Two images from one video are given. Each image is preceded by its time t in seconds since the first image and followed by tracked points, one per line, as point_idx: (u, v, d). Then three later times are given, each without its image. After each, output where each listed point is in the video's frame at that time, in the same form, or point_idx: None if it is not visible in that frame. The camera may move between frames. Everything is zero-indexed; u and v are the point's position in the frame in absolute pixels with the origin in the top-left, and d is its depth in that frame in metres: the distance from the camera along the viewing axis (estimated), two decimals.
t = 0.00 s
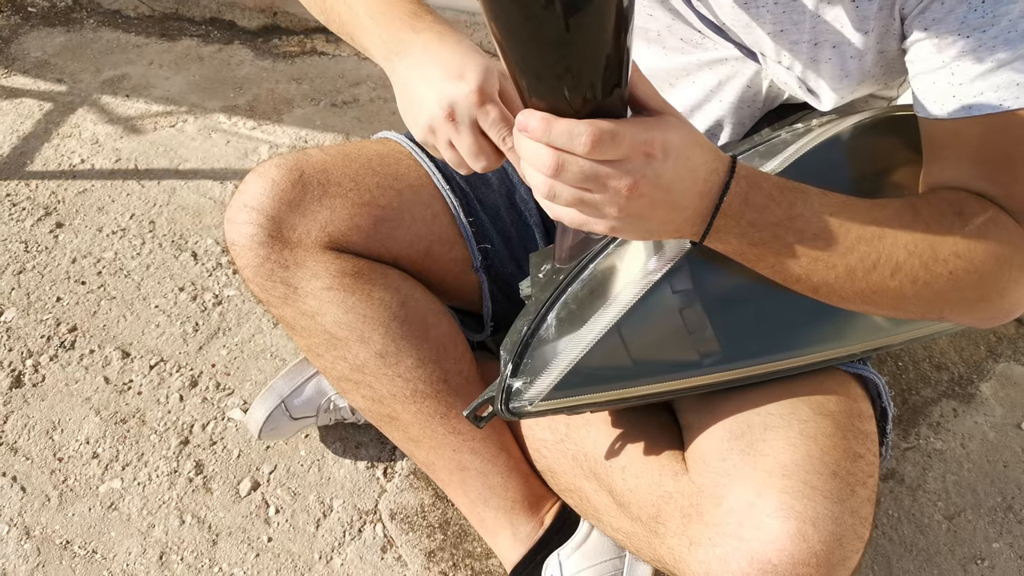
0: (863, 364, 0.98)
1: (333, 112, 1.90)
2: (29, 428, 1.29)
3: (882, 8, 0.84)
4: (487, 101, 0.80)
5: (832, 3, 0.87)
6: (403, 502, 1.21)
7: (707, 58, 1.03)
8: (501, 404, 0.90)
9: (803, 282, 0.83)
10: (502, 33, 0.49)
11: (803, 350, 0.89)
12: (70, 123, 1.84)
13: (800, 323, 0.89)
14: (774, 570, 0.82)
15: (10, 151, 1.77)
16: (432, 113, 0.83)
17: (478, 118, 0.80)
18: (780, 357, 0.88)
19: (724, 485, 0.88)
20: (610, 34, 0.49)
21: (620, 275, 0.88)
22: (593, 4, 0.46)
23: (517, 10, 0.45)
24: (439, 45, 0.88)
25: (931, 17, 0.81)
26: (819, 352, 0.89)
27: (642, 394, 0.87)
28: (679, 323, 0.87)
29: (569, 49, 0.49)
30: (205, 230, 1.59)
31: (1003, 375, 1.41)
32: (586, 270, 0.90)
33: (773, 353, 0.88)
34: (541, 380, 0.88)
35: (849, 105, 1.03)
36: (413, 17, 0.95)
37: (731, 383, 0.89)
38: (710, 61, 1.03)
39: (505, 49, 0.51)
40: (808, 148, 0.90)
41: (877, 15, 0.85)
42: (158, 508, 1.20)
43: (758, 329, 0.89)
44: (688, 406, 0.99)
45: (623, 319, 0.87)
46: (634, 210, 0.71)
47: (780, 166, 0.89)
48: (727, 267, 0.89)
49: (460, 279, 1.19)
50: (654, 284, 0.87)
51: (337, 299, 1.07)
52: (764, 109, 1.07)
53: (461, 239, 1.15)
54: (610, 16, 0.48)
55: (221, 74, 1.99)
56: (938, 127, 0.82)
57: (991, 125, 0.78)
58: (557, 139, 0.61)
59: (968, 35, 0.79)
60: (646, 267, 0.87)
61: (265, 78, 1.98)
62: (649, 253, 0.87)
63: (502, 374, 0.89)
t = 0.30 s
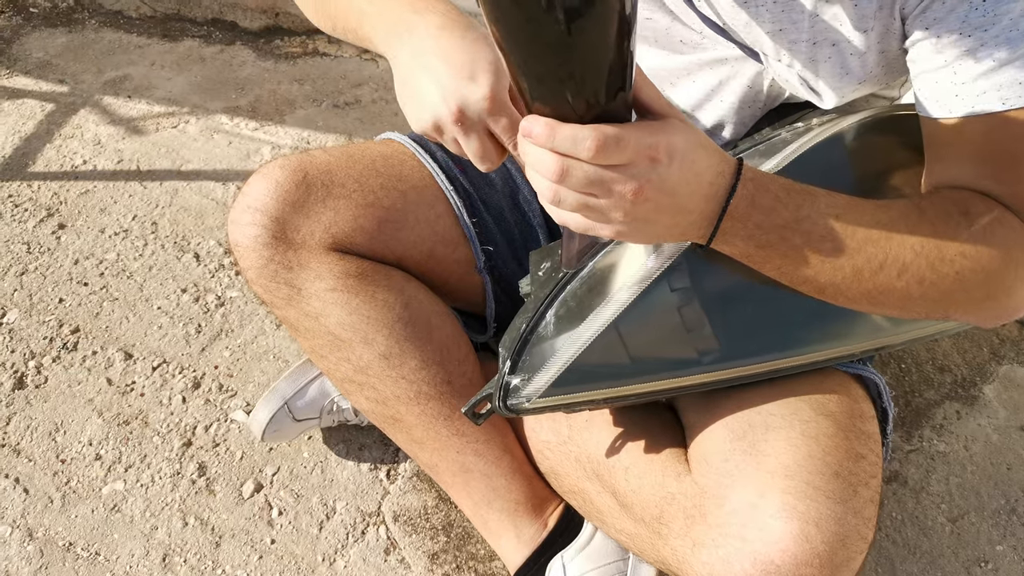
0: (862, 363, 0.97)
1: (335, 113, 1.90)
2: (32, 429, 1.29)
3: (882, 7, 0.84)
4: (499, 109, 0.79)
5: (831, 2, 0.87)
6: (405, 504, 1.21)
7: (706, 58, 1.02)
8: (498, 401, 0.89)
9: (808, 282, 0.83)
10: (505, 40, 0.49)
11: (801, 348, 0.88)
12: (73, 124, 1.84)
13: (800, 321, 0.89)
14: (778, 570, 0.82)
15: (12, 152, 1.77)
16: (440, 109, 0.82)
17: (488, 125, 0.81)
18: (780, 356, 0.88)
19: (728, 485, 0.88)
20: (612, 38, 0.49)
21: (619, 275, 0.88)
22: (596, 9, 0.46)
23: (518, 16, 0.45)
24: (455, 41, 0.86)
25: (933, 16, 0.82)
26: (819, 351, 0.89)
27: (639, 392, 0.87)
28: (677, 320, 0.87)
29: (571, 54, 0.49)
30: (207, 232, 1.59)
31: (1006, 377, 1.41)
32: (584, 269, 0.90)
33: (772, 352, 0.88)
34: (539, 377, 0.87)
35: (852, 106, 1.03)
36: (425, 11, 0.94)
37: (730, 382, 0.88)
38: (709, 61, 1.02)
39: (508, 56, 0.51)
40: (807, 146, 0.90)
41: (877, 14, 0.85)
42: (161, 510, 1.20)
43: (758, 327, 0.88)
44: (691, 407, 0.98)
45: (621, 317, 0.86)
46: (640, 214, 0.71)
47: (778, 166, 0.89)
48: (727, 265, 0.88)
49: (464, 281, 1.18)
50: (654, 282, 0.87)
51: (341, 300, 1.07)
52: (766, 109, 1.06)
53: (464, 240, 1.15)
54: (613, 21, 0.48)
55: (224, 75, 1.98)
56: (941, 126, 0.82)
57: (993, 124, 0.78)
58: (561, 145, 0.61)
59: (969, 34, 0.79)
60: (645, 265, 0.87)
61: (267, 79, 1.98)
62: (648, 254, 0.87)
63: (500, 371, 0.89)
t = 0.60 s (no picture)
0: (862, 366, 0.98)
1: (334, 113, 1.90)
2: (31, 431, 1.29)
3: (884, 9, 0.84)
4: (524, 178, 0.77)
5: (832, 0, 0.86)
6: (405, 505, 1.21)
7: (708, 59, 1.02)
8: (500, 402, 0.89)
9: (809, 278, 0.83)
10: (525, 26, 0.49)
11: (803, 351, 0.89)
12: (71, 124, 1.83)
13: (801, 324, 0.89)
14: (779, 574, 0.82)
15: (10, 152, 1.76)
16: (458, 178, 0.78)
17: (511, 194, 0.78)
18: (781, 360, 0.88)
19: (728, 489, 0.88)
20: (633, 21, 0.49)
21: (621, 276, 0.87)
22: None
23: None
24: (459, 90, 0.78)
25: (937, 19, 0.81)
26: (820, 354, 0.89)
27: (639, 394, 0.87)
28: (679, 322, 0.87)
29: (592, 36, 0.48)
30: (206, 233, 1.59)
31: (1005, 378, 1.41)
32: (586, 270, 0.88)
33: (774, 354, 0.88)
34: (541, 378, 0.87)
35: (851, 106, 1.03)
36: (413, 39, 0.86)
37: (730, 384, 0.88)
38: (711, 62, 1.02)
39: (525, 39, 0.51)
40: (811, 148, 0.90)
41: (879, 16, 0.84)
42: (160, 511, 1.19)
43: (760, 330, 0.88)
44: (691, 409, 0.98)
45: (623, 318, 0.86)
46: (647, 207, 0.71)
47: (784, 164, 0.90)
48: (729, 267, 0.88)
49: (461, 283, 1.18)
50: (654, 283, 0.87)
51: (339, 303, 1.06)
52: (768, 110, 1.07)
53: (462, 242, 1.15)
54: (635, 4, 0.48)
55: (222, 75, 1.98)
56: (947, 127, 0.82)
57: (997, 126, 0.78)
58: (576, 140, 0.60)
59: (973, 37, 0.78)
60: (646, 266, 0.86)
61: (265, 79, 1.98)
62: (650, 255, 0.86)
63: (503, 373, 0.88)
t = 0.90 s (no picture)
0: (864, 368, 0.98)
1: (331, 122, 1.90)
2: (35, 446, 1.29)
3: (879, 12, 0.85)
4: (522, 147, 0.79)
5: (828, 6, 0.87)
6: (411, 514, 1.21)
7: (704, 64, 1.03)
8: (504, 412, 0.89)
9: (812, 280, 0.84)
10: (528, 25, 0.49)
11: (805, 354, 0.89)
12: (69, 138, 1.84)
13: (802, 326, 0.89)
14: None
15: (9, 168, 1.76)
16: (456, 147, 0.80)
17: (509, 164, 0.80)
18: (783, 364, 0.88)
19: (733, 493, 0.88)
20: (634, 24, 0.50)
21: (622, 284, 0.88)
22: None
23: None
24: (461, 68, 0.82)
25: (931, 21, 0.81)
26: (822, 357, 0.89)
27: (642, 401, 0.87)
28: (680, 329, 0.88)
29: (593, 36, 0.49)
30: (206, 244, 1.59)
31: (1007, 375, 1.41)
32: (587, 278, 0.88)
33: (776, 358, 0.88)
34: (544, 388, 0.88)
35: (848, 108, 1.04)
36: (415, 25, 0.89)
37: (732, 389, 0.88)
38: (708, 67, 1.03)
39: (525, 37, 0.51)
40: (810, 150, 0.90)
41: (874, 19, 0.85)
42: (166, 525, 1.19)
43: (762, 334, 0.89)
44: (695, 412, 0.99)
45: (623, 325, 0.87)
46: (645, 205, 0.71)
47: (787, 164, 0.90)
48: (730, 271, 0.88)
49: (464, 290, 1.18)
50: (655, 292, 0.87)
51: (342, 313, 1.07)
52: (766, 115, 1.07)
53: (463, 249, 1.15)
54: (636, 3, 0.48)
55: (219, 86, 1.99)
56: (942, 130, 0.82)
57: (994, 126, 0.78)
58: (574, 136, 0.61)
59: (969, 38, 0.79)
60: (648, 274, 0.87)
61: (263, 89, 1.98)
62: (651, 263, 0.87)
63: (505, 383, 0.88)
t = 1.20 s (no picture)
0: (863, 369, 0.99)
1: (325, 138, 1.91)
2: (37, 469, 1.28)
3: (873, 22, 0.86)
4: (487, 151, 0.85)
5: (820, 17, 0.88)
6: (415, 527, 1.21)
7: (701, 77, 1.04)
8: (509, 418, 0.89)
9: (816, 286, 0.84)
10: (533, 52, 0.53)
11: (808, 356, 0.90)
12: (63, 159, 1.84)
13: (805, 328, 0.90)
14: None
15: (3, 190, 1.76)
16: (432, 159, 0.88)
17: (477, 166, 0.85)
18: (787, 365, 0.89)
19: (738, 497, 0.88)
20: (634, 54, 0.54)
21: (625, 287, 0.90)
22: (621, 22, 0.51)
23: (546, 26, 0.51)
24: (439, 91, 0.91)
25: (925, 28, 0.82)
26: (826, 358, 0.90)
27: (648, 405, 0.87)
28: (685, 332, 0.89)
29: (596, 65, 0.53)
30: (203, 262, 1.60)
31: (1003, 373, 1.42)
32: (589, 284, 0.92)
33: (780, 360, 0.89)
34: (550, 393, 0.88)
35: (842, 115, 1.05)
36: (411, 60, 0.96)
37: (738, 392, 0.89)
38: (705, 79, 1.04)
39: (533, 70, 0.56)
40: (807, 156, 0.92)
41: (867, 29, 0.87)
42: (170, 544, 1.19)
43: (766, 337, 0.89)
44: (698, 418, 0.99)
45: (629, 331, 0.88)
46: (655, 227, 0.71)
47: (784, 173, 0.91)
48: (734, 276, 0.90)
49: (463, 301, 1.19)
50: (660, 295, 0.89)
51: (343, 328, 1.07)
52: (762, 120, 1.08)
53: (462, 261, 1.16)
54: (635, 36, 0.53)
55: (211, 104, 1.99)
56: (940, 137, 0.83)
57: (990, 132, 0.79)
58: (583, 163, 0.62)
59: (963, 45, 0.80)
60: (651, 277, 0.89)
61: (255, 106, 1.99)
62: (654, 265, 0.89)
63: (511, 388, 0.90)
